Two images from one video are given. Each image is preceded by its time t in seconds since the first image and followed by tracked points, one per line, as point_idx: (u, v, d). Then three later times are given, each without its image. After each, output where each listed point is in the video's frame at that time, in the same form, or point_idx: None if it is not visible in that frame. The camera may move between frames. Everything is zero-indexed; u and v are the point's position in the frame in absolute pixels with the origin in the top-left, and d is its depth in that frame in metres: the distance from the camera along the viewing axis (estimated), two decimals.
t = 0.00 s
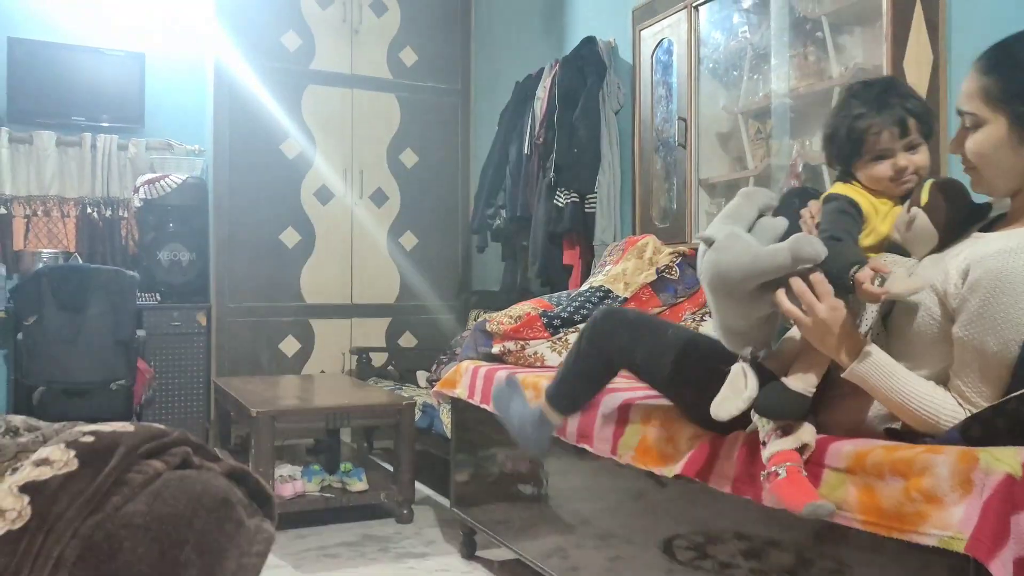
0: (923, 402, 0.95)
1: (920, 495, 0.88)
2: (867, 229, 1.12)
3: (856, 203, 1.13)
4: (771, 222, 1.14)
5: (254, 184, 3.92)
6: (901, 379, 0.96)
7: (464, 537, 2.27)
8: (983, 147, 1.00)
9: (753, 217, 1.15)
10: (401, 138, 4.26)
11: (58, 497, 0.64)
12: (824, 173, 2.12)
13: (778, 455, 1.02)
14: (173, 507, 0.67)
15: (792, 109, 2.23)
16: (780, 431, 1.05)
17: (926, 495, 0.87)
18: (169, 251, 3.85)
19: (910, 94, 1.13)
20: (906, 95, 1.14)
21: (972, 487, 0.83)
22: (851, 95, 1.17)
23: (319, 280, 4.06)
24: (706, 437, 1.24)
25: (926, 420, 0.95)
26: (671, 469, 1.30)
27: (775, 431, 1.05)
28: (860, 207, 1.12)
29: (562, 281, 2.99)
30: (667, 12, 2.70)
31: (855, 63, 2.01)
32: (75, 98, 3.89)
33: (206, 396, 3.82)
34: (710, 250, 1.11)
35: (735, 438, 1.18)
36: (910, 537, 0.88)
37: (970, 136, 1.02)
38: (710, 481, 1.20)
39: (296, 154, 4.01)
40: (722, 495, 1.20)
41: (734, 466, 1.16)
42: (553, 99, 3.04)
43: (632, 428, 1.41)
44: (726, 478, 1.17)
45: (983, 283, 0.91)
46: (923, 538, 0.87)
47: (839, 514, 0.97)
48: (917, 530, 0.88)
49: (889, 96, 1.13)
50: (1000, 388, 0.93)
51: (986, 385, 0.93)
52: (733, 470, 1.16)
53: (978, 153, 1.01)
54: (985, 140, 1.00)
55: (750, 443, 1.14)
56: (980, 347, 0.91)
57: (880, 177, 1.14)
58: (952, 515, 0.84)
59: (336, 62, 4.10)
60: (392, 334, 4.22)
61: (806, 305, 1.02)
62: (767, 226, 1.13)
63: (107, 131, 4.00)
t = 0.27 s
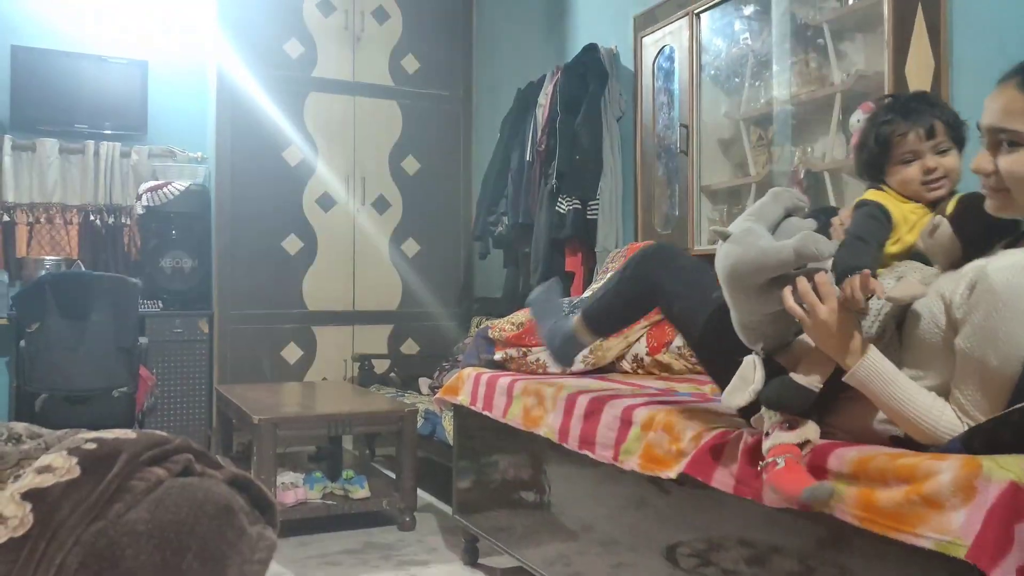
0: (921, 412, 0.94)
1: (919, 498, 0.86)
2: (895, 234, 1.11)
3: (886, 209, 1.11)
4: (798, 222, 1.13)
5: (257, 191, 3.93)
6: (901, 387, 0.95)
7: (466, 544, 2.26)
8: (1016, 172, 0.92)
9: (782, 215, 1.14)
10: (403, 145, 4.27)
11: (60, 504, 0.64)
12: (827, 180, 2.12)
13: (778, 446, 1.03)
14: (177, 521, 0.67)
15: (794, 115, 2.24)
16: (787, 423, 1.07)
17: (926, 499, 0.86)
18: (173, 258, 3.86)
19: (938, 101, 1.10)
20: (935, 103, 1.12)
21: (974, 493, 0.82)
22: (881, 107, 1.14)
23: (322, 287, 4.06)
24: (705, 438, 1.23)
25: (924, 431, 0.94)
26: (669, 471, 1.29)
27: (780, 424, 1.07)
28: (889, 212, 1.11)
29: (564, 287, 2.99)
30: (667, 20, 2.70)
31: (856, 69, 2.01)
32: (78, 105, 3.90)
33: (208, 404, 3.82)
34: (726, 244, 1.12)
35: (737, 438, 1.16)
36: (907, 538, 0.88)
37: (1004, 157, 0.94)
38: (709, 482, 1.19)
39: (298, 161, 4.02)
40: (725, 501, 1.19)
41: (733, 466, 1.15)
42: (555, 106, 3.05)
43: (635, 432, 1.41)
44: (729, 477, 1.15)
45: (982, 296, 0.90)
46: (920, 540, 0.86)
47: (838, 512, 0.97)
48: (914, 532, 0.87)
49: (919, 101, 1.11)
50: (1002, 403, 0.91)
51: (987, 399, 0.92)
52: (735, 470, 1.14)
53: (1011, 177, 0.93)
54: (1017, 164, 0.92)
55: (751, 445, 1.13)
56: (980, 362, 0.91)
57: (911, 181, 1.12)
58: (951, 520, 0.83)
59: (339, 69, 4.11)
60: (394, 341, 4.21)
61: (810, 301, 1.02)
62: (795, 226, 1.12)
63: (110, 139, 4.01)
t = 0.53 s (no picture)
0: (906, 418, 0.95)
1: (912, 508, 0.86)
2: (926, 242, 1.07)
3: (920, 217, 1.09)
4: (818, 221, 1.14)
5: (248, 197, 3.92)
6: (891, 392, 0.96)
7: (457, 552, 2.25)
8: None
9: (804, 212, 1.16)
10: (394, 151, 4.26)
11: (48, 510, 0.64)
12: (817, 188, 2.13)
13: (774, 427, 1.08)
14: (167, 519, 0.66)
15: (784, 123, 2.25)
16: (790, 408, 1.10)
17: (917, 507, 0.86)
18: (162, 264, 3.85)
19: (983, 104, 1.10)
20: (978, 105, 1.09)
21: (964, 501, 0.82)
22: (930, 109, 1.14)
23: (313, 293, 4.05)
24: (696, 444, 1.22)
25: (912, 439, 0.95)
26: (662, 478, 1.29)
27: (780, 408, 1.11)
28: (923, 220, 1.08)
29: (555, 294, 2.99)
30: (658, 28, 2.72)
31: (846, 77, 2.03)
32: (68, 111, 3.89)
33: (198, 411, 3.80)
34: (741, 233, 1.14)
35: (726, 442, 1.16)
36: (900, 548, 0.87)
37: None
38: (702, 488, 1.19)
39: (290, 167, 4.01)
40: (717, 507, 1.19)
41: (725, 472, 1.15)
42: (546, 113, 3.06)
43: (626, 438, 1.41)
44: (722, 482, 1.15)
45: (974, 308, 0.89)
46: (914, 550, 0.85)
47: (830, 522, 0.96)
48: (908, 541, 0.86)
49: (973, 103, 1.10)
50: (994, 420, 0.90)
51: (974, 413, 0.90)
52: (727, 475, 1.14)
53: None
54: None
55: (740, 449, 1.12)
56: (966, 375, 0.90)
57: (950, 193, 1.08)
58: (943, 528, 0.83)
59: (330, 76, 4.11)
60: (386, 347, 4.21)
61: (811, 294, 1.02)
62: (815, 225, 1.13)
63: (100, 145, 3.99)
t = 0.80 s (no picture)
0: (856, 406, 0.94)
1: (865, 517, 0.86)
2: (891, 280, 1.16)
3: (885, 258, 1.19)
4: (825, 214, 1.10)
5: (201, 203, 3.83)
6: (846, 381, 0.95)
7: (413, 565, 2.21)
8: (994, 226, 0.93)
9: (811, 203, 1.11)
10: (353, 159, 4.22)
11: None
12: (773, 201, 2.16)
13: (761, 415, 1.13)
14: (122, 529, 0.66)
15: (741, 137, 2.28)
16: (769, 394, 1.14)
17: (871, 516, 0.85)
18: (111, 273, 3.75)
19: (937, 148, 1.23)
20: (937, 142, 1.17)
21: (916, 509, 0.82)
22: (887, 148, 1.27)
23: (268, 302, 3.98)
24: (654, 451, 1.22)
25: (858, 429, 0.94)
26: (619, 487, 1.28)
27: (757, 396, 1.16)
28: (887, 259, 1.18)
29: (515, 304, 2.98)
30: (618, 41, 2.75)
31: (801, 92, 2.06)
32: (13, 113, 3.76)
33: (148, 423, 3.70)
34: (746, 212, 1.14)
35: (683, 451, 1.16)
36: (853, 557, 0.87)
37: (985, 212, 0.94)
38: (659, 497, 1.18)
39: (245, 174, 3.94)
40: (673, 517, 1.19)
41: (682, 480, 1.15)
42: (507, 123, 3.06)
43: (583, 449, 1.40)
44: (679, 491, 1.15)
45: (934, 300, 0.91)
46: (867, 559, 0.85)
47: (785, 532, 0.96)
48: (861, 551, 0.86)
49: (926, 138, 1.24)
50: (944, 418, 0.89)
51: (922, 403, 0.90)
52: (685, 485, 1.13)
53: (986, 231, 0.94)
54: (999, 219, 0.92)
55: (698, 457, 1.12)
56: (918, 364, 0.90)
57: (915, 237, 1.17)
58: (895, 536, 0.83)
59: (288, 82, 4.05)
60: (342, 357, 4.14)
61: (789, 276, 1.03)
62: (821, 220, 1.09)
63: (48, 149, 3.86)
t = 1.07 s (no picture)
0: (807, 387, 0.95)
1: (818, 521, 0.87)
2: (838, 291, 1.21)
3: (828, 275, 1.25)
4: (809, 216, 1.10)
5: (153, 205, 3.74)
6: (796, 362, 0.96)
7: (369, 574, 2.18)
8: (938, 235, 1.00)
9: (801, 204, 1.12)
10: (310, 162, 4.16)
11: None
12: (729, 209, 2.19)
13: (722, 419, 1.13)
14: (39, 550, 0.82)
15: (698, 145, 2.31)
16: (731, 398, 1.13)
17: (824, 521, 0.86)
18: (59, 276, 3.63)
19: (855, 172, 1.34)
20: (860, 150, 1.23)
21: (868, 513, 0.83)
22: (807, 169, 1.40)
23: (222, 307, 3.89)
24: (612, 458, 1.22)
25: (804, 412, 0.94)
26: (578, 494, 1.28)
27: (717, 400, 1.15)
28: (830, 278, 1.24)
29: (473, 310, 2.97)
30: (577, 48, 2.77)
31: (757, 102, 2.10)
32: None
33: (95, 430, 3.59)
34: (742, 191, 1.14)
35: (640, 457, 1.16)
36: (808, 561, 0.88)
37: (930, 222, 1.02)
38: (617, 504, 1.18)
39: (200, 177, 3.85)
40: (629, 522, 1.18)
41: (640, 487, 1.15)
42: (466, 128, 3.05)
43: (541, 455, 1.40)
44: (637, 497, 1.15)
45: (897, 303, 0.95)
46: (821, 563, 0.86)
47: (740, 537, 0.96)
48: (815, 555, 0.87)
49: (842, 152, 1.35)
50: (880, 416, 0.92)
51: (865, 396, 0.91)
52: (642, 491, 1.13)
53: (932, 239, 1.02)
54: (942, 228, 1.00)
55: (656, 463, 1.13)
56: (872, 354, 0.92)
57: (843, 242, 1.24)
58: (848, 540, 0.84)
59: (245, 83, 3.98)
60: (298, 364, 4.07)
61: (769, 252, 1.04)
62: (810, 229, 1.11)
63: None
